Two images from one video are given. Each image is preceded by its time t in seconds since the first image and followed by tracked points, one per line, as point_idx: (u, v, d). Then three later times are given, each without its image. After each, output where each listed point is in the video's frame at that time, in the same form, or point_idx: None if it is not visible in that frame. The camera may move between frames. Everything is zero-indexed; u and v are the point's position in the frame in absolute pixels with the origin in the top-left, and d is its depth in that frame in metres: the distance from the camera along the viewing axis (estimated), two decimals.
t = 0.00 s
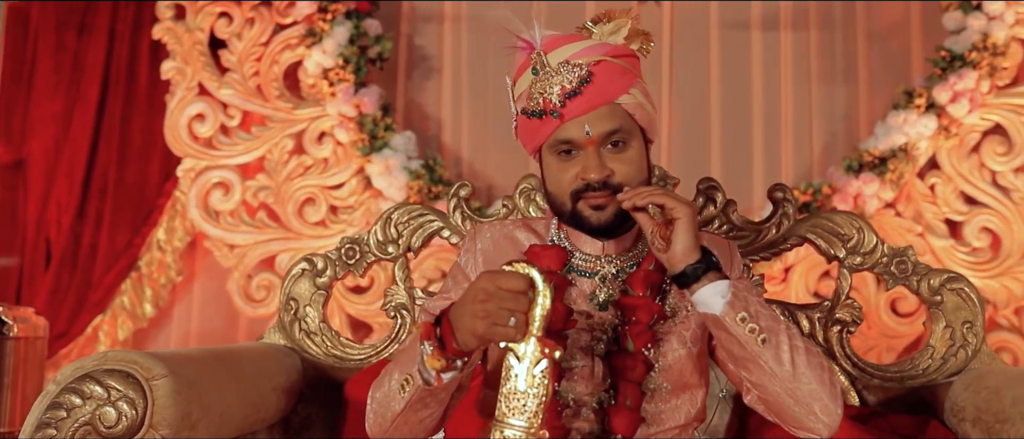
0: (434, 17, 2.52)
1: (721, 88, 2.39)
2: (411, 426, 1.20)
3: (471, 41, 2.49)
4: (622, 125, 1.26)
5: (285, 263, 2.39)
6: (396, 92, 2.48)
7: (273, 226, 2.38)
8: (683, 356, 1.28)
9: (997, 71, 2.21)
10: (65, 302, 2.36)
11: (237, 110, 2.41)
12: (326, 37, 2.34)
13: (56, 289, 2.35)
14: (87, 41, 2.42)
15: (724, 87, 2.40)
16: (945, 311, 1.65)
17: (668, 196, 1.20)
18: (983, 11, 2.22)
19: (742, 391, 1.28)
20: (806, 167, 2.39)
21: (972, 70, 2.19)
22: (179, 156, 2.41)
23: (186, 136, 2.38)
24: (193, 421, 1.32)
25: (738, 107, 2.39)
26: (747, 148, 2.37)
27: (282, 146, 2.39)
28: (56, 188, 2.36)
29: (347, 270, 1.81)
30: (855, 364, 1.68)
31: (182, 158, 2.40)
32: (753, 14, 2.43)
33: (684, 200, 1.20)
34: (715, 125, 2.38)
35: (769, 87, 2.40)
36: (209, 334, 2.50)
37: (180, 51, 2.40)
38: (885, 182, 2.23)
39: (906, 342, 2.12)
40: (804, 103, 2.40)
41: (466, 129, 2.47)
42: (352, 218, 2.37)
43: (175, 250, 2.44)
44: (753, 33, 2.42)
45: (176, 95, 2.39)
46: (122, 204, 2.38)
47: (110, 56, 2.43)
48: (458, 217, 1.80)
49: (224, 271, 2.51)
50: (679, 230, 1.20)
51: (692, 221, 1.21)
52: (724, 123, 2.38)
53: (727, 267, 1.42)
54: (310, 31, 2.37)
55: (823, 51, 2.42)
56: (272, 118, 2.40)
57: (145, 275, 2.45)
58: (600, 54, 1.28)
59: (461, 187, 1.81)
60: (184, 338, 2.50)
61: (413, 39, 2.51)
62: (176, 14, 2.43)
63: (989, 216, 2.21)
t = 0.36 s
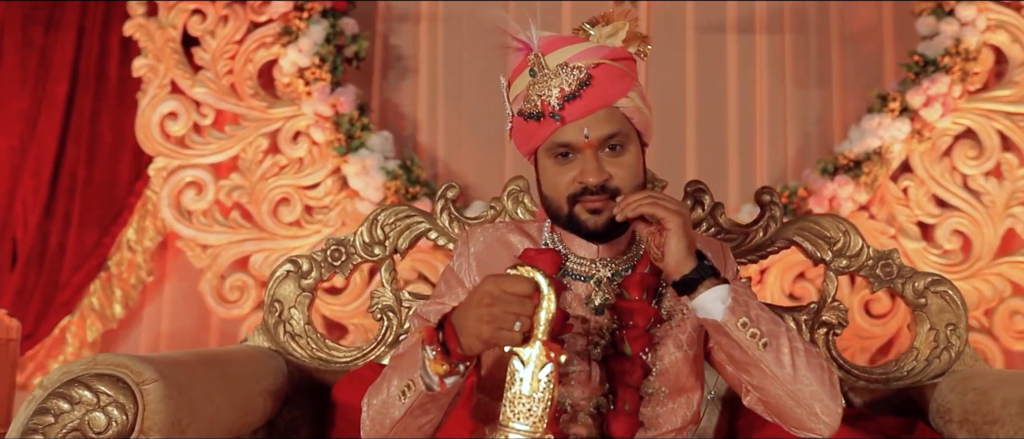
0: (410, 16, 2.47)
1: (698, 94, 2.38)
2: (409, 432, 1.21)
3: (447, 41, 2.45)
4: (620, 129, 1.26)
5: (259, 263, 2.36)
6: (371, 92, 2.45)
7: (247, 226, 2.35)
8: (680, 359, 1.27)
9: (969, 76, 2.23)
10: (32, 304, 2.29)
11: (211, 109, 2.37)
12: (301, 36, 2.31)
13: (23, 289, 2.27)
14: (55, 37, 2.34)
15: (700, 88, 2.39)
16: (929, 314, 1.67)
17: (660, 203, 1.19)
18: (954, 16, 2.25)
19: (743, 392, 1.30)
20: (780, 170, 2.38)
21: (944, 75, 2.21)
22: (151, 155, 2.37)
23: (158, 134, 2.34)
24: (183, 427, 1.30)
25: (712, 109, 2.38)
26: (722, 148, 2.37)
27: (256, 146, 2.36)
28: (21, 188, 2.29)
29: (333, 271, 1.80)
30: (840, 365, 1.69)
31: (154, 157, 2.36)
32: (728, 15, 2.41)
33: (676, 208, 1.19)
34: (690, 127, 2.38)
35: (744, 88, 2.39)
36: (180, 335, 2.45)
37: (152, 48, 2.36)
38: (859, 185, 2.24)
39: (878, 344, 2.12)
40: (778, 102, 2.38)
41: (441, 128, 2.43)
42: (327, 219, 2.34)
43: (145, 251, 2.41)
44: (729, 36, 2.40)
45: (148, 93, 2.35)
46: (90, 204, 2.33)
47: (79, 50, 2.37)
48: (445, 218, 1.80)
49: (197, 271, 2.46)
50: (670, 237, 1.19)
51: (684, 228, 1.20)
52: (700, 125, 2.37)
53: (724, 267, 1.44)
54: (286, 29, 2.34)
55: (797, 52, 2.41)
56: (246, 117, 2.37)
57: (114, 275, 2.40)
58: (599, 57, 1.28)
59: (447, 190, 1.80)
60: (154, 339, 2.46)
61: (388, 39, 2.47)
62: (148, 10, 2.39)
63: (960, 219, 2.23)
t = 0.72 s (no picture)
0: (380, 15, 2.45)
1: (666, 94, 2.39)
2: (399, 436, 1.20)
3: (417, 41, 2.43)
4: (615, 136, 1.26)
5: (227, 264, 2.33)
6: (340, 91, 2.42)
7: (214, 226, 2.32)
8: (672, 362, 1.28)
9: (934, 82, 2.26)
10: None
11: (177, 106, 2.35)
12: (271, 34, 2.29)
13: None
14: (15, 32, 2.31)
15: (669, 89, 2.40)
16: (906, 317, 1.70)
17: (642, 222, 1.17)
18: (920, 24, 2.28)
19: (742, 390, 1.32)
20: (748, 171, 2.39)
21: (910, 81, 2.24)
22: (115, 153, 2.34)
23: (123, 132, 2.31)
24: (170, 431, 1.28)
25: (681, 109, 2.39)
26: (690, 150, 2.38)
27: (224, 144, 2.33)
28: None
29: (314, 273, 1.78)
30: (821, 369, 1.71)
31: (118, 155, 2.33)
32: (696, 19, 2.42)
33: (660, 222, 1.18)
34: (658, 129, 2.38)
35: (714, 90, 2.40)
36: (143, 337, 2.41)
37: (117, 44, 2.33)
38: (828, 188, 2.26)
39: (845, 345, 2.15)
40: (745, 109, 2.39)
41: (411, 128, 2.40)
42: (296, 219, 2.32)
43: (108, 250, 2.39)
44: (698, 39, 2.41)
45: (112, 89, 2.31)
46: (51, 203, 2.30)
47: (40, 46, 2.33)
48: (427, 220, 1.78)
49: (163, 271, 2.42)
50: (658, 246, 1.18)
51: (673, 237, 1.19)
52: (668, 125, 2.38)
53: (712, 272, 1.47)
54: (255, 27, 2.31)
55: (765, 57, 2.42)
56: (213, 115, 2.34)
57: (76, 275, 2.37)
58: (599, 62, 1.27)
59: (428, 191, 1.79)
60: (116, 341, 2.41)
61: (358, 37, 2.44)
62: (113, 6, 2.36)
63: (925, 223, 2.27)
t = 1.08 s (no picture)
0: (355, 12, 2.43)
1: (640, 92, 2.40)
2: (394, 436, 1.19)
3: (393, 38, 2.40)
4: (621, 138, 1.26)
5: (198, 262, 2.30)
6: (314, 87, 2.39)
7: (186, 223, 2.30)
8: (672, 360, 1.29)
9: (905, 85, 2.28)
10: None
11: (147, 101, 2.33)
12: (245, 30, 2.25)
13: None
14: None
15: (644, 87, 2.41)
16: (891, 317, 1.72)
17: (638, 227, 1.19)
18: (892, 27, 2.30)
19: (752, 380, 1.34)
20: (722, 172, 2.41)
21: (883, 84, 2.26)
22: (84, 149, 2.32)
23: (92, 127, 2.30)
24: (165, 431, 1.26)
25: (655, 107, 2.40)
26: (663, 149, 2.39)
27: (195, 140, 2.31)
28: None
29: (301, 272, 1.76)
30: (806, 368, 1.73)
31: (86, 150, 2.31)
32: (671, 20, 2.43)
33: (655, 225, 1.19)
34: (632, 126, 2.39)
35: (689, 89, 2.41)
36: (111, 336, 2.37)
37: (86, 38, 2.31)
38: (801, 189, 2.28)
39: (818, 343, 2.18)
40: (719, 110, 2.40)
41: (385, 125, 2.39)
42: (270, 216, 2.30)
43: (75, 247, 2.37)
44: (673, 39, 2.42)
45: (81, 84, 2.30)
46: (16, 199, 2.28)
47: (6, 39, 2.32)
48: (416, 218, 1.78)
49: (134, 268, 2.39)
50: (660, 246, 1.19)
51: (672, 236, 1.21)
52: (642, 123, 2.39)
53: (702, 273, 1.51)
54: (229, 22, 2.28)
55: (739, 59, 2.43)
56: (185, 111, 2.32)
57: (42, 272, 2.34)
58: (610, 64, 1.28)
59: (418, 190, 1.78)
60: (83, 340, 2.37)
61: (332, 34, 2.42)
62: None
63: (895, 224, 2.30)
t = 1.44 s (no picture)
0: (335, 9, 2.40)
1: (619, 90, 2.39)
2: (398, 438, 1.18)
3: (372, 37, 2.38)
4: (637, 142, 1.26)
5: (176, 260, 2.26)
6: (293, 84, 2.37)
7: (163, 221, 2.27)
8: (678, 358, 1.29)
9: (884, 87, 2.30)
10: None
11: (123, 97, 2.29)
12: (225, 25, 2.22)
13: None
14: None
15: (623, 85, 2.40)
16: (882, 316, 1.74)
17: (642, 235, 1.18)
18: (871, 30, 2.32)
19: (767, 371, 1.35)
20: (702, 172, 2.41)
21: (862, 86, 2.28)
22: (58, 145, 2.28)
23: (66, 123, 2.26)
24: (167, 433, 1.24)
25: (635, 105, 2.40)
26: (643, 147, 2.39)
27: (173, 137, 2.28)
28: None
29: (294, 271, 1.74)
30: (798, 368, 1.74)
31: (61, 147, 2.28)
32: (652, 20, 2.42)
33: (658, 230, 1.18)
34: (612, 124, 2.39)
35: (667, 89, 2.41)
36: (85, 336, 2.33)
37: (61, 32, 2.27)
38: (782, 190, 2.28)
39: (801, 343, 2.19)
40: (699, 110, 2.40)
41: (365, 124, 2.36)
42: (249, 214, 2.27)
43: (48, 245, 2.30)
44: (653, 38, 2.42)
45: (55, 79, 2.26)
46: None
47: None
48: (410, 218, 1.77)
49: (108, 267, 2.35)
50: (670, 249, 1.19)
51: (680, 235, 1.19)
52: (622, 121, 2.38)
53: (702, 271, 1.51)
54: (208, 18, 2.25)
55: (718, 60, 2.43)
56: (163, 107, 2.28)
57: (13, 271, 2.29)
58: (631, 66, 1.29)
59: (413, 189, 1.77)
60: (56, 340, 2.33)
61: (311, 30, 2.39)
62: None
63: (874, 224, 2.31)
